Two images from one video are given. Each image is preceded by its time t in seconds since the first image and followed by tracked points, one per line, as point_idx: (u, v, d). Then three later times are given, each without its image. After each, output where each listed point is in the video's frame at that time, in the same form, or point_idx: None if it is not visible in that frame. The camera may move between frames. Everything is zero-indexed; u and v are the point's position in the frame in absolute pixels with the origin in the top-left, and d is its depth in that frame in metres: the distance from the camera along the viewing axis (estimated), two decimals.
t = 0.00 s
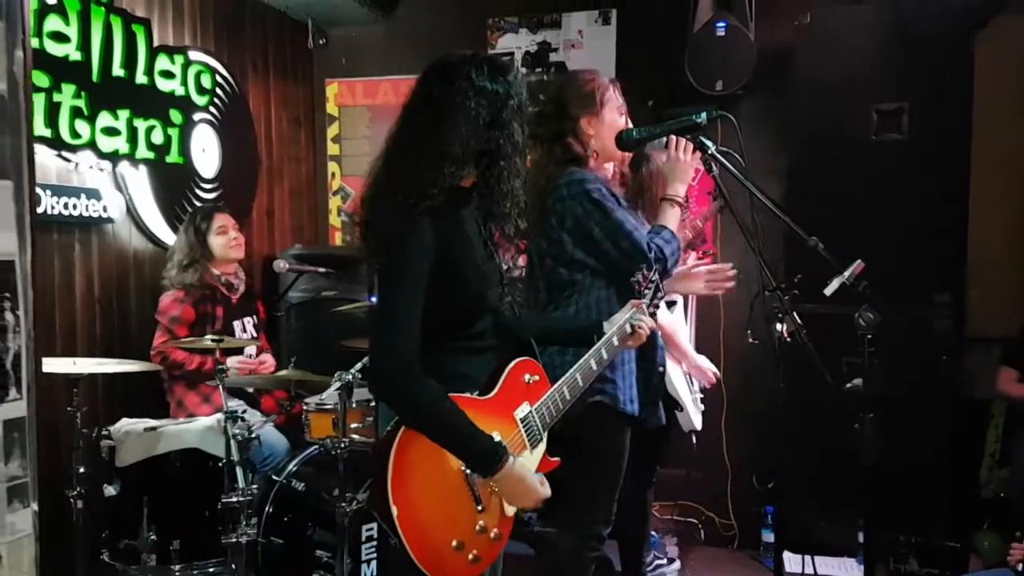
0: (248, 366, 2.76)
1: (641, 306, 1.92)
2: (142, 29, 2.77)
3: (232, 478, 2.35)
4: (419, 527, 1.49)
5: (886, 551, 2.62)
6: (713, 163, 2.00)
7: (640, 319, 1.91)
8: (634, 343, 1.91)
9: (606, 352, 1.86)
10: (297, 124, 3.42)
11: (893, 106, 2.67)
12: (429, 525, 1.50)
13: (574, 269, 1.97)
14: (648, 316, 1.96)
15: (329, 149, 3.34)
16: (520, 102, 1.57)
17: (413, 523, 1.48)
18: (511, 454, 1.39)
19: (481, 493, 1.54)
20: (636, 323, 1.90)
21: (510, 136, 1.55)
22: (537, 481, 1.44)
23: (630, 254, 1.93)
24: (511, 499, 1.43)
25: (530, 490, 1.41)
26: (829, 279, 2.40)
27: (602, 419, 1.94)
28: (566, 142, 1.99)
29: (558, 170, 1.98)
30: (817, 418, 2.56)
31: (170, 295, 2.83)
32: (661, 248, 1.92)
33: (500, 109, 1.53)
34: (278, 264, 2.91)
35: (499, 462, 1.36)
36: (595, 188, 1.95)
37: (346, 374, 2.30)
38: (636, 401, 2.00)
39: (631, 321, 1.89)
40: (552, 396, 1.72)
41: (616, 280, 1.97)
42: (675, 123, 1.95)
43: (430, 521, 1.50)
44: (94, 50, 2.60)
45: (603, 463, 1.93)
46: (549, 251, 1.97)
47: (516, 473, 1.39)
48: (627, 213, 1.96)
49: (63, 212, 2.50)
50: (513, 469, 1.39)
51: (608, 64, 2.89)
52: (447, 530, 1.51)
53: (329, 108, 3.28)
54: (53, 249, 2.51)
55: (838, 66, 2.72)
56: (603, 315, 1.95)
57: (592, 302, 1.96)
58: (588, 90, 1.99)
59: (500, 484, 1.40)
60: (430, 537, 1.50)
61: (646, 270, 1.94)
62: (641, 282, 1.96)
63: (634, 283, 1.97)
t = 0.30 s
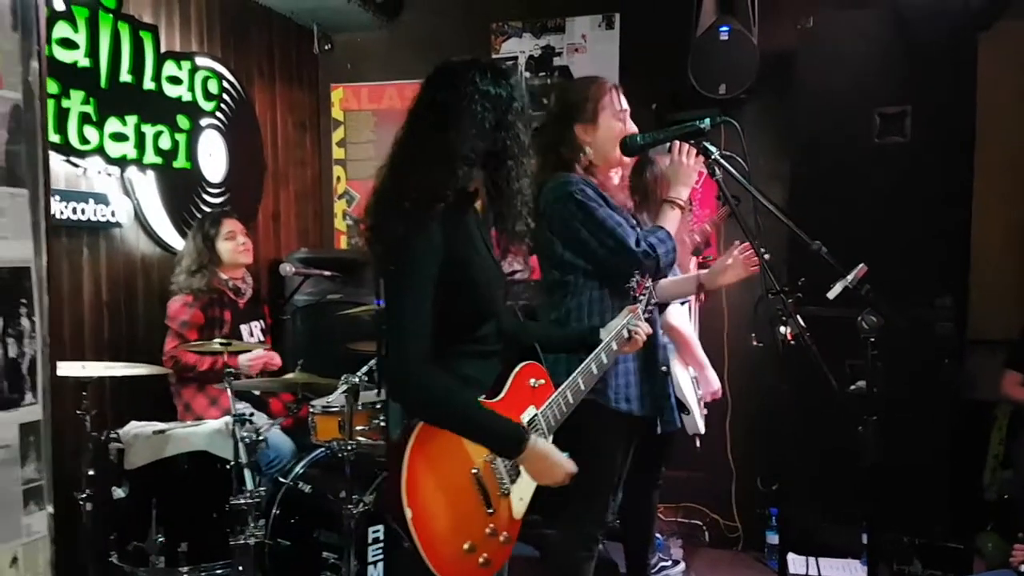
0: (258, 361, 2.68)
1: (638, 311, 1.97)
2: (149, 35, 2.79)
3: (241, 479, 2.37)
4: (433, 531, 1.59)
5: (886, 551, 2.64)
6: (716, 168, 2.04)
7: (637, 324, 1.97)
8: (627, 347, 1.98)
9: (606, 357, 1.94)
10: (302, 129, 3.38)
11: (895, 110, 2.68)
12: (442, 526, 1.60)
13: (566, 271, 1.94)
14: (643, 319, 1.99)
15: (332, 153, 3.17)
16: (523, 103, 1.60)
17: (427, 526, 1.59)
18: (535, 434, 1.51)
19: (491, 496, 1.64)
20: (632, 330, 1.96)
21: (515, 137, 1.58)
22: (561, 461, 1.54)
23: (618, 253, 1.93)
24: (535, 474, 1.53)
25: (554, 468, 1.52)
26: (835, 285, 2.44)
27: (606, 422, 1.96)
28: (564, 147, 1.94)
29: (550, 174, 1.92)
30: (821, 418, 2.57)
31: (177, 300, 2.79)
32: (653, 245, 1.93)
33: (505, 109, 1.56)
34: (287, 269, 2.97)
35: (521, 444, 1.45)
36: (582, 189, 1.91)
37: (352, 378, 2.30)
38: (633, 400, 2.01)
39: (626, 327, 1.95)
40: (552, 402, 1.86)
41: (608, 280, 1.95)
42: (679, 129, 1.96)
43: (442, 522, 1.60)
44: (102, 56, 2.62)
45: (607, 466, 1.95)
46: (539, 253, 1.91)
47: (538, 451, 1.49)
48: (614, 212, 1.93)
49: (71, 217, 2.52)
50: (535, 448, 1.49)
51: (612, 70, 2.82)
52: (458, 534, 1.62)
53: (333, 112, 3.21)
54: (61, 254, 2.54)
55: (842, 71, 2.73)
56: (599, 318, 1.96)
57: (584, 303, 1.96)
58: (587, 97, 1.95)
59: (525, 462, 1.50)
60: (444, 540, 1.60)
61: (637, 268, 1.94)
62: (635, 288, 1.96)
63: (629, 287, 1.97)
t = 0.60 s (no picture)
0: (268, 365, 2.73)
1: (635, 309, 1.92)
2: (149, 38, 2.80)
3: (241, 481, 2.40)
4: (437, 527, 1.54)
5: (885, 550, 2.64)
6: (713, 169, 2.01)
7: (633, 323, 1.91)
8: (626, 347, 1.90)
9: (604, 356, 1.87)
10: (301, 132, 3.52)
11: (892, 111, 2.71)
12: (449, 527, 1.55)
13: (562, 271, 1.95)
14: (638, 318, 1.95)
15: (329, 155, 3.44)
16: (513, 104, 1.61)
17: (431, 522, 1.53)
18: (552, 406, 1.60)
19: (496, 494, 1.59)
20: (629, 328, 1.90)
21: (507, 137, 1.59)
22: (587, 436, 1.63)
23: (613, 252, 1.89)
24: (558, 447, 1.61)
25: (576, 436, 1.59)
26: (829, 287, 2.51)
27: (606, 422, 1.98)
28: (560, 150, 1.99)
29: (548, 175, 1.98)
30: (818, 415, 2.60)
31: (182, 302, 2.83)
32: (650, 244, 1.89)
33: (495, 110, 1.57)
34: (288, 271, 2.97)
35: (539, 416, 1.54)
36: (580, 188, 1.90)
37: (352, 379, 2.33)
38: (625, 401, 2.00)
39: (623, 326, 1.89)
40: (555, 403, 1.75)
41: (605, 281, 1.93)
42: (676, 132, 1.94)
43: (451, 521, 1.55)
44: (102, 58, 2.63)
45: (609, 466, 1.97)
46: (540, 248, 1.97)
47: (560, 421, 1.58)
48: (611, 210, 1.91)
49: (72, 219, 2.52)
50: (556, 418, 1.57)
51: (608, 70, 3.07)
52: (464, 530, 1.56)
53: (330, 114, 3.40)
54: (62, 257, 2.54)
55: (835, 76, 2.77)
56: (594, 318, 1.93)
57: (579, 303, 1.94)
58: (589, 97, 1.98)
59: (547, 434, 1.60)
60: (450, 537, 1.54)
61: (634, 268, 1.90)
62: (629, 288, 1.93)
63: (623, 287, 1.94)
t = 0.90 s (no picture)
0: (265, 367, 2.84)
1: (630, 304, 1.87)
2: (146, 39, 2.80)
3: (236, 481, 2.37)
4: (433, 521, 1.52)
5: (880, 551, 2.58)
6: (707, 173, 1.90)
7: (628, 318, 1.84)
8: (621, 341, 1.82)
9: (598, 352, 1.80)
10: (297, 132, 3.56)
11: (886, 113, 2.70)
12: (444, 520, 1.54)
13: (564, 272, 1.95)
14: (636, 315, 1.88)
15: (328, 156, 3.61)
16: (497, 103, 1.61)
17: (425, 517, 1.51)
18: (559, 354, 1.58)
19: (487, 486, 1.61)
20: (624, 323, 1.83)
21: (488, 136, 1.58)
22: (600, 371, 1.60)
23: (617, 255, 1.86)
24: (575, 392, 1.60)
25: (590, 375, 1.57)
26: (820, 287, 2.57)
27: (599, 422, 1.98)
28: (561, 148, 2.00)
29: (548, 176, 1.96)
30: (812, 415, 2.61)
31: (182, 304, 2.83)
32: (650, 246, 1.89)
33: (476, 110, 1.57)
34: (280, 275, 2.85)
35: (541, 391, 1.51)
36: (582, 189, 1.87)
37: (348, 381, 2.33)
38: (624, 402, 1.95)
39: (618, 321, 1.83)
40: (546, 399, 1.72)
41: (605, 282, 1.93)
42: (670, 134, 1.86)
43: (446, 513, 1.54)
44: (98, 59, 2.63)
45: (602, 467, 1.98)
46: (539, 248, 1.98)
47: (567, 368, 1.56)
48: (614, 212, 1.88)
49: (68, 219, 2.52)
50: (561, 366, 1.56)
51: (604, 71, 3.12)
52: (458, 524, 1.56)
53: (328, 115, 3.58)
54: (57, 257, 2.54)
55: (827, 79, 2.78)
56: (593, 319, 1.93)
57: (579, 304, 1.94)
58: (586, 96, 1.97)
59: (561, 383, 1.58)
60: (444, 532, 1.54)
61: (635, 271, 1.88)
62: (625, 284, 1.92)
63: (618, 284, 1.93)
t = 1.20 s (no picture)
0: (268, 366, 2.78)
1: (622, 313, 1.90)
2: (143, 39, 2.81)
3: (232, 480, 2.34)
4: (405, 506, 1.53)
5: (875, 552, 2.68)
6: (699, 175, 1.91)
7: (621, 326, 1.87)
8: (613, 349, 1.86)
9: (589, 357, 1.84)
10: (295, 132, 3.56)
11: (881, 114, 2.72)
12: (418, 507, 1.54)
13: (568, 275, 1.91)
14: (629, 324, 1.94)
15: (325, 156, 3.61)
16: (499, 100, 1.61)
17: (398, 502, 1.52)
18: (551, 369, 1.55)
19: (466, 481, 1.60)
20: (616, 331, 1.86)
21: (489, 133, 1.57)
22: (588, 388, 1.57)
23: (626, 260, 1.86)
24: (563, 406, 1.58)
25: (575, 394, 1.55)
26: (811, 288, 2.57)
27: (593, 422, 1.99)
28: (558, 147, 1.97)
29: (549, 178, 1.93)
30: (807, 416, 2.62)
31: (182, 303, 2.82)
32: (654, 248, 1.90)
33: (476, 108, 1.56)
34: (276, 276, 2.87)
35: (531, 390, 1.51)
36: (589, 192, 1.86)
37: (343, 381, 2.34)
38: (624, 403, 1.98)
39: (609, 329, 1.86)
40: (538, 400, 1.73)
41: (608, 283, 1.92)
42: (663, 135, 1.86)
43: (419, 501, 1.54)
44: (95, 59, 2.64)
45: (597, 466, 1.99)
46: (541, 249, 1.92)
47: (554, 383, 1.53)
48: (619, 216, 1.88)
49: (64, 219, 2.52)
50: (549, 380, 1.53)
51: (601, 71, 3.13)
52: (433, 515, 1.56)
53: (325, 115, 3.59)
54: (55, 257, 2.54)
55: (823, 79, 2.77)
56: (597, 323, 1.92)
57: (583, 307, 1.91)
58: (578, 95, 1.98)
59: (548, 397, 1.55)
60: (418, 520, 1.54)
61: (640, 274, 1.89)
62: (624, 294, 1.96)
63: (617, 294, 1.96)
